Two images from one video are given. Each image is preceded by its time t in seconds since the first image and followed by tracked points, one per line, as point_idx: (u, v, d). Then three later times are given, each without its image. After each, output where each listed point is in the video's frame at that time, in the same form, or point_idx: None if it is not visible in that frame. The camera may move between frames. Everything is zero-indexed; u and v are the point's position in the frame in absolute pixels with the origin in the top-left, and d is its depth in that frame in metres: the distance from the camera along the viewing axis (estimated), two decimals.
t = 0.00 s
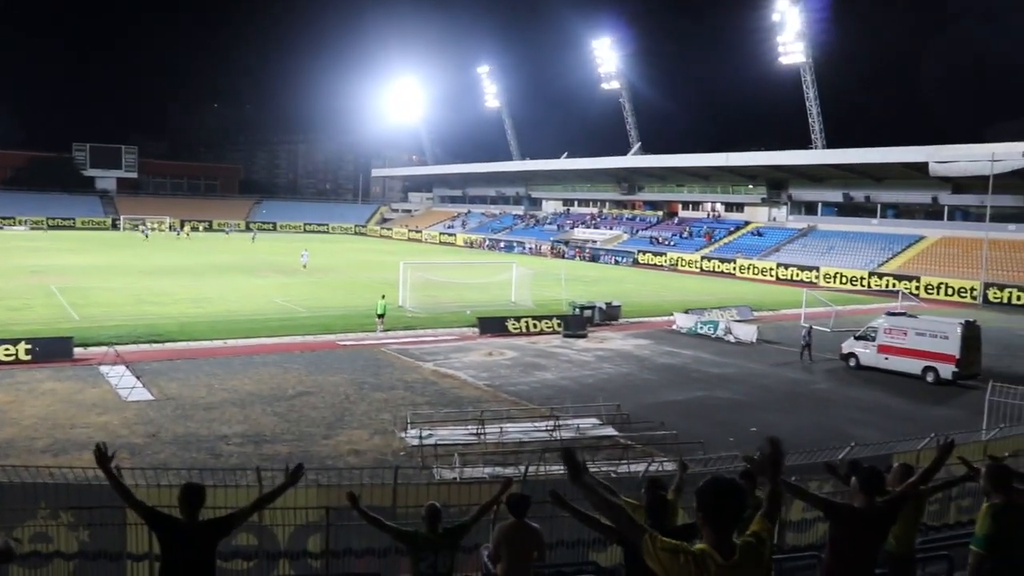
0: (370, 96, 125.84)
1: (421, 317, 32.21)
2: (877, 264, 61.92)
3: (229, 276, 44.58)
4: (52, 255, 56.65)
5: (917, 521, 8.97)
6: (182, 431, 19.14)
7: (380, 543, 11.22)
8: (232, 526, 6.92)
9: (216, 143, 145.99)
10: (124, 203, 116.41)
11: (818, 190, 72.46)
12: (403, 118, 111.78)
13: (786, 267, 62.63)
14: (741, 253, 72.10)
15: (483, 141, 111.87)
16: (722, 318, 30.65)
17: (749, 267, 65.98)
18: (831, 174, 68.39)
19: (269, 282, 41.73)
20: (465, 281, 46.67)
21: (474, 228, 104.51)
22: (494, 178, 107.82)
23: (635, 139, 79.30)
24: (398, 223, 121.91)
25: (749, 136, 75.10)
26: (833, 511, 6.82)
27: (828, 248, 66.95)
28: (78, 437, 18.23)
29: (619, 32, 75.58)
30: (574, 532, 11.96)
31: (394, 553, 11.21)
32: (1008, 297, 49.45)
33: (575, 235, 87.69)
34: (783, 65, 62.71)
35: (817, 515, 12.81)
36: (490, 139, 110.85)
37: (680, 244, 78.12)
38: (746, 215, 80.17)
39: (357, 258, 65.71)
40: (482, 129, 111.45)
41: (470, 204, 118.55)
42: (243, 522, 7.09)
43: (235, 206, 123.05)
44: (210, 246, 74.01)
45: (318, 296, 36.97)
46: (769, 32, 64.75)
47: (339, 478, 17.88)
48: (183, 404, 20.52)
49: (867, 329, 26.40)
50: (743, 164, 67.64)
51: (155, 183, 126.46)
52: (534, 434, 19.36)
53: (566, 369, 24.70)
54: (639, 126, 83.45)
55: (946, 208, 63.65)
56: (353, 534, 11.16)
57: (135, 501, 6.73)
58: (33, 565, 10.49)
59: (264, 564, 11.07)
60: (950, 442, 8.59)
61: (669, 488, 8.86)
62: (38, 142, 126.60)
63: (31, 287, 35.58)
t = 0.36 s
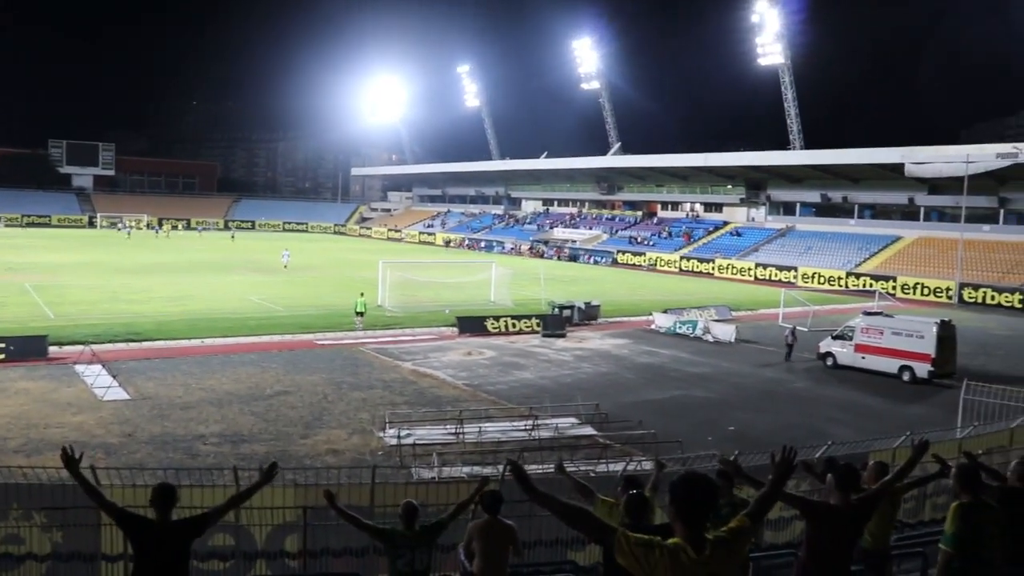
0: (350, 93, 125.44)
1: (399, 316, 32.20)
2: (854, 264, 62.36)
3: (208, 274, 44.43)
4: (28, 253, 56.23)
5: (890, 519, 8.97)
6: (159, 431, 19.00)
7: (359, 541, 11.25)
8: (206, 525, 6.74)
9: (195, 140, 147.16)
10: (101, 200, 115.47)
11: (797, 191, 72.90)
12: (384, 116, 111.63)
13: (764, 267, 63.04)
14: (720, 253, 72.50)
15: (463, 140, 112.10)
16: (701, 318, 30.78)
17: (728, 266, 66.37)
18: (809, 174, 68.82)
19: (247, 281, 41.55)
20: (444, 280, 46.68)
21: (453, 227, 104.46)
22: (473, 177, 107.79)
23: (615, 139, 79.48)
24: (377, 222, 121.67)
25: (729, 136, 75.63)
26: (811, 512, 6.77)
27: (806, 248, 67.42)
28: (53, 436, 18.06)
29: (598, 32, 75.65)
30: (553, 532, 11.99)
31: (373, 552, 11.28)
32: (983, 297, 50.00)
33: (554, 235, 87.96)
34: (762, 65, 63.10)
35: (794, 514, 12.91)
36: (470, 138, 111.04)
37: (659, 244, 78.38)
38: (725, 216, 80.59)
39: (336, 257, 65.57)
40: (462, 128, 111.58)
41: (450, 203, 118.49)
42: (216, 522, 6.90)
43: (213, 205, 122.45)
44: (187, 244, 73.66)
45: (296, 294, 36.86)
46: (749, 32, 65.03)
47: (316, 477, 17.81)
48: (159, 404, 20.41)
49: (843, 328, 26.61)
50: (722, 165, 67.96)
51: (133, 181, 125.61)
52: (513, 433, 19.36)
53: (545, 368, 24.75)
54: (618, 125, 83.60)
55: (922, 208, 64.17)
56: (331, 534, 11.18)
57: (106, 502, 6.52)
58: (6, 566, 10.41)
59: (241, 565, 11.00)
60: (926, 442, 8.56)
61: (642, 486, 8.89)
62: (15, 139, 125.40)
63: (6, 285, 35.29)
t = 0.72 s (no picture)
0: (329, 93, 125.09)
1: (378, 318, 32.15)
2: (833, 266, 62.83)
3: (186, 276, 44.21)
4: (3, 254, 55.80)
5: (866, 519, 8.94)
6: (135, 434, 18.85)
7: (335, 546, 11.10)
8: (181, 529, 6.57)
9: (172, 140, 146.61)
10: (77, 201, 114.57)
11: (775, 193, 73.38)
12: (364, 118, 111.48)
13: (743, 269, 63.39)
14: (699, 254, 72.83)
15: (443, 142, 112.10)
16: (680, 320, 30.94)
17: (706, 268, 66.79)
18: (788, 177, 69.31)
19: (225, 283, 41.37)
20: (423, 283, 46.74)
21: (433, 229, 104.40)
22: (453, 179, 107.75)
23: (594, 141, 79.73)
24: (357, 224, 121.50)
25: (707, 139, 76.02)
26: (786, 513, 6.74)
27: (784, 251, 67.83)
28: (27, 440, 17.87)
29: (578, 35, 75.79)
30: (532, 534, 11.98)
31: (351, 556, 11.13)
32: (958, 299, 50.36)
33: (534, 237, 88.29)
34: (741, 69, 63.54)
35: (771, 514, 13.00)
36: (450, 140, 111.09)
37: (639, 246, 78.66)
38: (704, 218, 81.06)
39: (315, 259, 65.48)
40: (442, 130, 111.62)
41: (430, 204, 118.48)
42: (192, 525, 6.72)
43: (191, 206, 121.78)
44: (164, 246, 73.26)
45: (274, 296, 36.75)
46: (728, 35, 65.46)
47: (295, 480, 17.69)
48: (136, 407, 20.26)
49: (821, 330, 26.80)
50: (701, 168, 68.37)
51: (110, 182, 124.69)
52: (492, 435, 19.31)
53: (524, 370, 24.77)
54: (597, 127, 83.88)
55: (899, 211, 64.75)
56: (308, 537, 10.99)
57: (77, 507, 6.33)
58: None
59: (218, 567, 10.93)
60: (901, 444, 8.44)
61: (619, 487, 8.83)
62: None
63: None
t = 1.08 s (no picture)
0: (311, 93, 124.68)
1: (359, 319, 32.15)
2: (814, 266, 63.23)
3: (168, 277, 44.05)
4: None
5: (846, 515, 8.92)
6: (116, 436, 18.77)
7: (319, 546, 11.01)
8: (159, 531, 6.59)
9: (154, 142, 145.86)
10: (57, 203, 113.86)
11: (756, 194, 73.76)
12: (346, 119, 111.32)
13: (725, 269, 63.70)
14: (681, 254, 73.14)
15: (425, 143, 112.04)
16: (662, 319, 31.07)
17: (688, 268, 67.02)
18: (770, 177, 69.73)
19: (206, 284, 41.23)
20: (405, 283, 46.79)
21: (415, 230, 104.39)
22: (435, 180, 107.72)
23: (576, 141, 79.92)
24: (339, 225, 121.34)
25: (689, 139, 76.25)
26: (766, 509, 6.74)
27: (765, 251, 68.18)
28: (6, 443, 17.76)
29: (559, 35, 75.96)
30: (515, 533, 12.01)
31: (334, 556, 11.05)
32: (938, 298, 50.77)
33: (517, 238, 88.55)
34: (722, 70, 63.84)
35: (753, 511, 13.10)
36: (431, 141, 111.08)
37: (621, 246, 78.92)
38: (686, 217, 81.33)
39: (296, 260, 65.43)
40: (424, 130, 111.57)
41: (412, 205, 118.49)
42: (171, 528, 6.73)
43: (171, 208, 121.20)
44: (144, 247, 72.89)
45: (255, 297, 36.66)
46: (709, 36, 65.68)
47: (277, 481, 17.62)
48: (117, 409, 20.18)
49: (803, 329, 26.94)
50: (684, 168, 68.62)
51: (90, 184, 123.95)
52: (476, 435, 19.29)
53: (507, 370, 24.82)
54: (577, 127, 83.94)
55: (879, 211, 65.28)
56: (291, 537, 10.97)
57: (51, 511, 6.31)
58: None
59: (201, 569, 10.85)
60: (881, 443, 8.54)
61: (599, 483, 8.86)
62: None
63: None
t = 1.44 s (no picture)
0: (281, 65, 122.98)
1: (328, 291, 32.02)
2: (784, 239, 63.78)
3: (134, 250, 43.50)
4: None
5: (810, 484, 9.03)
6: (84, 411, 18.60)
7: (289, 518, 10.92)
8: (125, 503, 6.35)
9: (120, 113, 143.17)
10: (19, 175, 111.67)
11: (727, 167, 74.07)
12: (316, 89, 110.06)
13: (695, 243, 64.07)
14: (653, 227, 73.44)
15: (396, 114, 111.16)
16: (633, 292, 31.22)
17: (659, 241, 67.32)
18: (741, 151, 70.04)
19: (173, 257, 40.78)
20: (375, 256, 46.68)
21: (385, 202, 103.85)
22: (405, 152, 107.07)
23: (547, 113, 79.70)
24: (309, 197, 120.36)
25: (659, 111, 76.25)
26: (735, 480, 6.64)
27: (735, 224, 68.61)
28: None
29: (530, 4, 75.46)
30: (486, 505, 12.11)
31: (304, 528, 10.95)
32: (905, 271, 51.42)
33: (488, 210, 88.24)
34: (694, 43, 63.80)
35: (721, 481, 13.26)
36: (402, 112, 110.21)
37: (591, 218, 79.07)
38: (657, 190, 81.62)
39: (264, 232, 64.82)
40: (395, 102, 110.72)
41: (383, 176, 117.76)
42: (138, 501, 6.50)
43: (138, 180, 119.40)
44: (109, 220, 71.83)
45: (223, 269, 36.37)
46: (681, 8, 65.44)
47: (247, 454, 17.56)
48: (84, 383, 19.99)
49: (772, 302, 27.18)
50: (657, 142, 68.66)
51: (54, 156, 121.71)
52: (447, 408, 19.31)
53: (477, 342, 24.87)
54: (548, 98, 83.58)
55: (849, 185, 65.61)
56: (261, 510, 10.89)
57: (9, 486, 6.03)
58: None
59: (169, 544, 10.69)
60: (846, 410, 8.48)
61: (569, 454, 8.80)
62: None
63: None
